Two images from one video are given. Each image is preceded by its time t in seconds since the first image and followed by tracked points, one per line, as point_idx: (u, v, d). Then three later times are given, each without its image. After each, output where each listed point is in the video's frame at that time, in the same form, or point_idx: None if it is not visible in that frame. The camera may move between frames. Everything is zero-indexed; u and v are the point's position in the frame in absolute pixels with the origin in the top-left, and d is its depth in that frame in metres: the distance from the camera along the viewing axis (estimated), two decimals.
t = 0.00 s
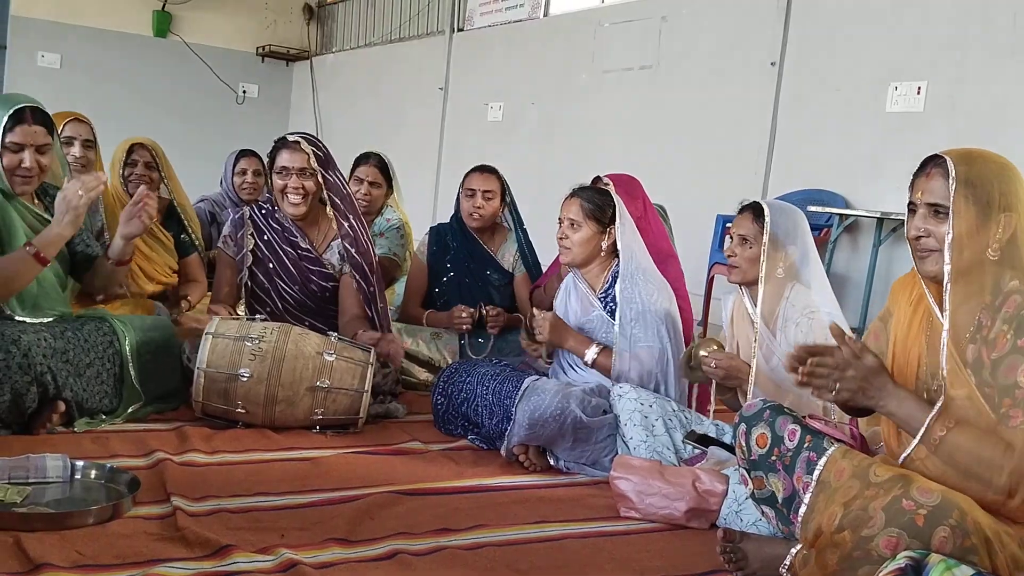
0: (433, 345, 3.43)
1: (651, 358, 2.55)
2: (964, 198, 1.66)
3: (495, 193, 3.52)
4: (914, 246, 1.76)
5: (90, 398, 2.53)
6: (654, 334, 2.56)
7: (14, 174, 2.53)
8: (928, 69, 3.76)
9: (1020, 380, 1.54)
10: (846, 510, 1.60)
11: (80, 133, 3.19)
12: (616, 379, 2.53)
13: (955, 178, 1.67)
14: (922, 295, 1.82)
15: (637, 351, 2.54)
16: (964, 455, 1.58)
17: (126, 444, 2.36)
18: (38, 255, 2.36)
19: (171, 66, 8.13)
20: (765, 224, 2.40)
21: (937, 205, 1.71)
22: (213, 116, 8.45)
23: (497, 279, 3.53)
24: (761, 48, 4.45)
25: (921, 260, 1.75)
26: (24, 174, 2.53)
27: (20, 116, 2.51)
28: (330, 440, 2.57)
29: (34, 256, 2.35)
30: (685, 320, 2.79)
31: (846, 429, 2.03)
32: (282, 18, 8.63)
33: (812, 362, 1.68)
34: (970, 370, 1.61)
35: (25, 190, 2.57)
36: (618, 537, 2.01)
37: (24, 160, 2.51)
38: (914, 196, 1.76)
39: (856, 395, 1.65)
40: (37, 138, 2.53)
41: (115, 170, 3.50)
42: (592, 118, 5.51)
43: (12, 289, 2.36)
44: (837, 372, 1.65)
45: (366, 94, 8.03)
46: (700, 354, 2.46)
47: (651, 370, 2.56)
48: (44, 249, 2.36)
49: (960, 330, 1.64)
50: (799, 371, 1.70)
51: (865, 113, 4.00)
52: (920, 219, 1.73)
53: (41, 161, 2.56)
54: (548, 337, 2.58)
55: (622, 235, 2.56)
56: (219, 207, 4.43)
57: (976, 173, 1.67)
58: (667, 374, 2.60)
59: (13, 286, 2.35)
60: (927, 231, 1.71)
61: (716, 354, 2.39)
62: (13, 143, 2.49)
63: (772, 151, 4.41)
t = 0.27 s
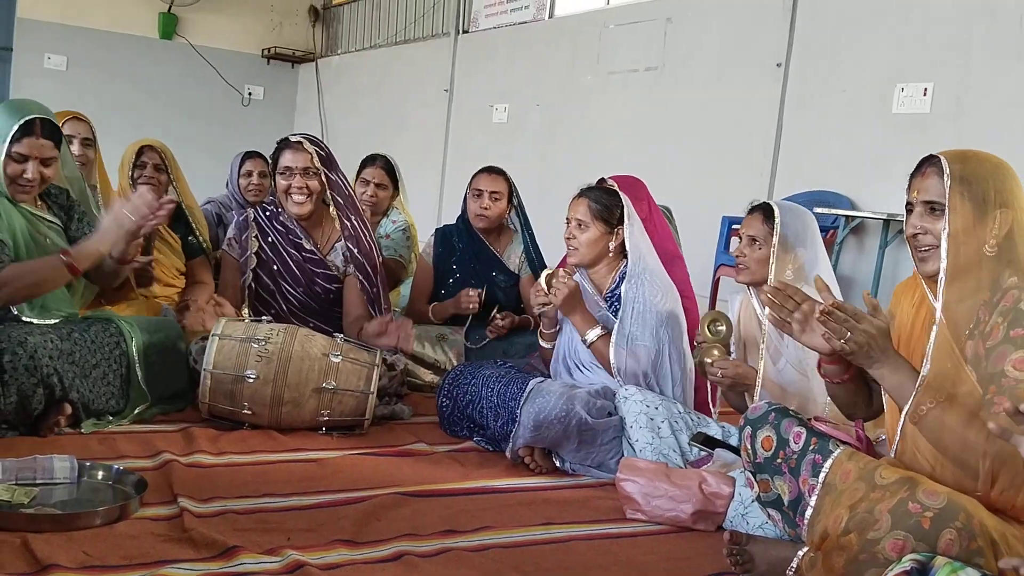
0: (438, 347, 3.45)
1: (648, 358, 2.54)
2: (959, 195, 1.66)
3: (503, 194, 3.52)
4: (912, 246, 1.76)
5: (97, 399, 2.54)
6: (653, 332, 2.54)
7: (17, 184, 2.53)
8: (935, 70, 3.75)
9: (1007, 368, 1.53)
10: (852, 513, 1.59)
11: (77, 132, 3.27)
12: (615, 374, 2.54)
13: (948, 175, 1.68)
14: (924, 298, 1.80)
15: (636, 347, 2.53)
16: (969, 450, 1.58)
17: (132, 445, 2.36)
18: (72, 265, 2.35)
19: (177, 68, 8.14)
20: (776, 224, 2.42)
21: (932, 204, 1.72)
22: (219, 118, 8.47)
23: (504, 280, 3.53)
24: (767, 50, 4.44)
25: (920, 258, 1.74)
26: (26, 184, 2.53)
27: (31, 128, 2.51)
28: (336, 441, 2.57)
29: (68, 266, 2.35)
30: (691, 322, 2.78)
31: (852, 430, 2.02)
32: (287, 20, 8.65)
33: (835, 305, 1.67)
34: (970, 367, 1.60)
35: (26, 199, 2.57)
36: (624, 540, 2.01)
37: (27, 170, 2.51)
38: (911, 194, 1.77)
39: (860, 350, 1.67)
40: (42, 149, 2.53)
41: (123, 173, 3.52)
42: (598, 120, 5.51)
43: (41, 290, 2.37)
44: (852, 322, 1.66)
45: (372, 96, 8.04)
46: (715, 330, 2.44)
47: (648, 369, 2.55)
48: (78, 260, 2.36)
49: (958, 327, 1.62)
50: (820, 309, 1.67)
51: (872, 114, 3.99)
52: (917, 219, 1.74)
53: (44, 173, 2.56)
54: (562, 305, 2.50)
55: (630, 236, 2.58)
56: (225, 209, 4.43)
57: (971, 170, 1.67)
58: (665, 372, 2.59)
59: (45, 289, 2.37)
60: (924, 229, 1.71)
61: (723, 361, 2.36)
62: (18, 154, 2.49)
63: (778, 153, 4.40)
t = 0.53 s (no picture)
0: (445, 349, 3.42)
1: (664, 362, 2.55)
2: (950, 202, 1.66)
3: (506, 197, 3.51)
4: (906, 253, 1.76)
5: (105, 401, 2.54)
6: (668, 337, 2.55)
7: (40, 184, 2.52)
8: (942, 72, 3.74)
9: (1013, 374, 1.52)
10: (860, 516, 1.59)
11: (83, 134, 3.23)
12: (628, 384, 2.53)
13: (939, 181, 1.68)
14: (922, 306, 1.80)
15: (651, 356, 2.54)
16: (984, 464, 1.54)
17: (140, 447, 2.37)
18: (67, 288, 2.42)
19: (185, 70, 8.17)
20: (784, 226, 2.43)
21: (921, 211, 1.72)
22: (226, 120, 8.49)
23: (509, 282, 3.54)
24: (773, 52, 4.43)
25: (915, 264, 1.74)
26: (47, 186, 2.54)
27: (56, 129, 2.53)
28: (343, 443, 2.57)
29: (62, 288, 2.42)
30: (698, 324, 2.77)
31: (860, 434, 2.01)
32: (294, 23, 8.68)
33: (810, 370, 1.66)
34: (969, 369, 1.61)
35: (46, 201, 2.57)
36: (631, 542, 2.01)
37: (50, 171, 2.52)
38: (903, 202, 1.76)
39: (853, 401, 1.67)
40: (67, 152, 2.55)
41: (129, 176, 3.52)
42: (604, 122, 5.51)
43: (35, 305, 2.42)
44: (834, 379, 1.66)
45: (378, 98, 8.05)
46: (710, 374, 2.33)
47: (664, 375, 2.55)
48: (74, 282, 2.43)
49: (958, 328, 1.64)
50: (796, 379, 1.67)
51: (879, 116, 3.98)
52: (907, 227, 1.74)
53: (65, 175, 2.57)
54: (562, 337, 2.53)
55: (637, 240, 2.58)
56: (232, 211, 4.44)
57: (961, 176, 1.67)
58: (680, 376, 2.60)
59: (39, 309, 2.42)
60: (918, 236, 1.71)
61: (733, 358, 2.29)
62: (43, 154, 2.50)
63: (785, 155, 4.39)
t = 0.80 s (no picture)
0: (450, 350, 3.42)
1: (667, 363, 2.54)
2: (964, 207, 1.64)
3: (519, 199, 3.52)
4: (918, 256, 1.74)
5: (112, 403, 2.55)
6: (671, 338, 2.55)
7: (65, 181, 2.53)
8: (949, 73, 3.73)
9: (1011, 370, 1.54)
10: (866, 518, 1.58)
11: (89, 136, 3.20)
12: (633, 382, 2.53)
13: (953, 186, 1.66)
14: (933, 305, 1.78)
15: (654, 355, 2.53)
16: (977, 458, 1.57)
17: (147, 449, 2.37)
18: (92, 265, 2.39)
19: (191, 72, 8.19)
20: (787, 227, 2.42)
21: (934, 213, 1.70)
22: (232, 122, 8.50)
23: (517, 284, 3.52)
24: (779, 53, 4.43)
25: (924, 266, 1.73)
26: (72, 184, 2.55)
27: (83, 128, 2.56)
28: (349, 445, 2.58)
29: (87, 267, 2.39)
30: (704, 326, 2.77)
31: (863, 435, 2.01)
32: (300, 25, 8.70)
33: (835, 307, 1.65)
34: (973, 368, 1.60)
35: (71, 198, 2.58)
36: (636, 544, 2.00)
37: (77, 169, 2.53)
38: (914, 205, 1.75)
39: (863, 354, 1.64)
40: (94, 150, 2.57)
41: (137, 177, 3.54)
42: (610, 123, 5.50)
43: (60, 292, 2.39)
44: (852, 325, 1.64)
45: (384, 99, 8.06)
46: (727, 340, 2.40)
47: (667, 375, 2.54)
48: (98, 261, 2.39)
49: (965, 333, 1.62)
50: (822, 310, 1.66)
51: (886, 117, 3.97)
52: (920, 230, 1.72)
53: (90, 172, 2.59)
54: (574, 319, 2.53)
55: (641, 242, 2.58)
56: (239, 213, 4.46)
57: (974, 181, 1.66)
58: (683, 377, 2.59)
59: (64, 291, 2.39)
60: (928, 240, 1.70)
61: (731, 364, 2.36)
62: (71, 151, 2.52)
63: (791, 157, 4.39)
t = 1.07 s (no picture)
0: (455, 350, 3.44)
1: (666, 366, 2.53)
2: (979, 214, 1.62)
3: (517, 200, 3.52)
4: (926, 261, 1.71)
5: (117, 403, 2.55)
6: (672, 340, 2.54)
7: (84, 182, 2.54)
8: (954, 74, 3.73)
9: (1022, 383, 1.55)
10: (872, 519, 1.58)
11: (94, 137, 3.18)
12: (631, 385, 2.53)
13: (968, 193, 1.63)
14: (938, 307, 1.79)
15: (652, 358, 2.53)
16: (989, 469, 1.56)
17: (151, 449, 2.37)
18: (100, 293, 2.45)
19: (195, 73, 8.21)
20: (789, 227, 2.42)
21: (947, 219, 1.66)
22: (236, 123, 8.52)
23: (520, 284, 3.52)
24: (784, 54, 4.42)
25: (932, 271, 1.70)
26: (88, 186, 2.55)
27: (102, 130, 2.55)
28: (353, 446, 2.58)
29: (96, 293, 2.44)
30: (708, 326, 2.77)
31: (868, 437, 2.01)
32: (304, 26, 8.71)
33: (820, 375, 1.65)
34: (983, 378, 1.60)
35: (88, 199, 2.59)
36: (640, 546, 2.00)
37: (96, 170, 2.54)
38: (925, 208, 1.71)
39: (868, 404, 1.61)
40: (113, 154, 2.58)
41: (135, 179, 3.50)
42: (614, 124, 5.50)
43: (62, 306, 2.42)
44: (847, 380, 1.61)
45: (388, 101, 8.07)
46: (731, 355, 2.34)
47: (666, 379, 2.54)
48: (107, 288, 2.45)
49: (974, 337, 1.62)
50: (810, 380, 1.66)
51: (890, 118, 3.96)
52: (930, 236, 1.69)
53: (109, 175, 2.59)
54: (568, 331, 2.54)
55: (648, 241, 2.57)
56: (243, 213, 4.46)
57: (988, 187, 1.63)
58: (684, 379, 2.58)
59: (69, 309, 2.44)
60: (940, 246, 1.66)
61: (740, 358, 2.31)
62: (91, 152, 2.52)
63: (795, 157, 4.38)
